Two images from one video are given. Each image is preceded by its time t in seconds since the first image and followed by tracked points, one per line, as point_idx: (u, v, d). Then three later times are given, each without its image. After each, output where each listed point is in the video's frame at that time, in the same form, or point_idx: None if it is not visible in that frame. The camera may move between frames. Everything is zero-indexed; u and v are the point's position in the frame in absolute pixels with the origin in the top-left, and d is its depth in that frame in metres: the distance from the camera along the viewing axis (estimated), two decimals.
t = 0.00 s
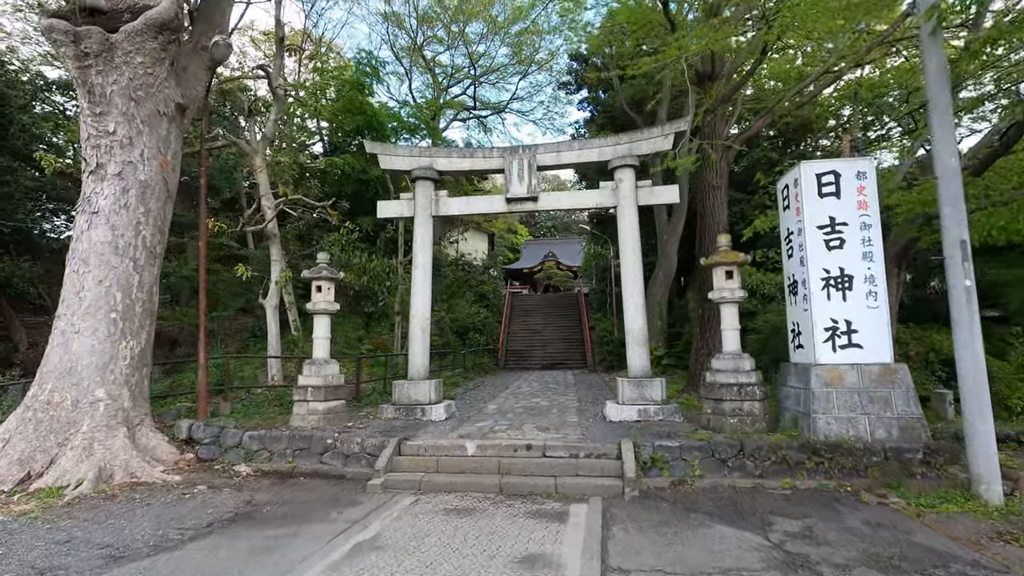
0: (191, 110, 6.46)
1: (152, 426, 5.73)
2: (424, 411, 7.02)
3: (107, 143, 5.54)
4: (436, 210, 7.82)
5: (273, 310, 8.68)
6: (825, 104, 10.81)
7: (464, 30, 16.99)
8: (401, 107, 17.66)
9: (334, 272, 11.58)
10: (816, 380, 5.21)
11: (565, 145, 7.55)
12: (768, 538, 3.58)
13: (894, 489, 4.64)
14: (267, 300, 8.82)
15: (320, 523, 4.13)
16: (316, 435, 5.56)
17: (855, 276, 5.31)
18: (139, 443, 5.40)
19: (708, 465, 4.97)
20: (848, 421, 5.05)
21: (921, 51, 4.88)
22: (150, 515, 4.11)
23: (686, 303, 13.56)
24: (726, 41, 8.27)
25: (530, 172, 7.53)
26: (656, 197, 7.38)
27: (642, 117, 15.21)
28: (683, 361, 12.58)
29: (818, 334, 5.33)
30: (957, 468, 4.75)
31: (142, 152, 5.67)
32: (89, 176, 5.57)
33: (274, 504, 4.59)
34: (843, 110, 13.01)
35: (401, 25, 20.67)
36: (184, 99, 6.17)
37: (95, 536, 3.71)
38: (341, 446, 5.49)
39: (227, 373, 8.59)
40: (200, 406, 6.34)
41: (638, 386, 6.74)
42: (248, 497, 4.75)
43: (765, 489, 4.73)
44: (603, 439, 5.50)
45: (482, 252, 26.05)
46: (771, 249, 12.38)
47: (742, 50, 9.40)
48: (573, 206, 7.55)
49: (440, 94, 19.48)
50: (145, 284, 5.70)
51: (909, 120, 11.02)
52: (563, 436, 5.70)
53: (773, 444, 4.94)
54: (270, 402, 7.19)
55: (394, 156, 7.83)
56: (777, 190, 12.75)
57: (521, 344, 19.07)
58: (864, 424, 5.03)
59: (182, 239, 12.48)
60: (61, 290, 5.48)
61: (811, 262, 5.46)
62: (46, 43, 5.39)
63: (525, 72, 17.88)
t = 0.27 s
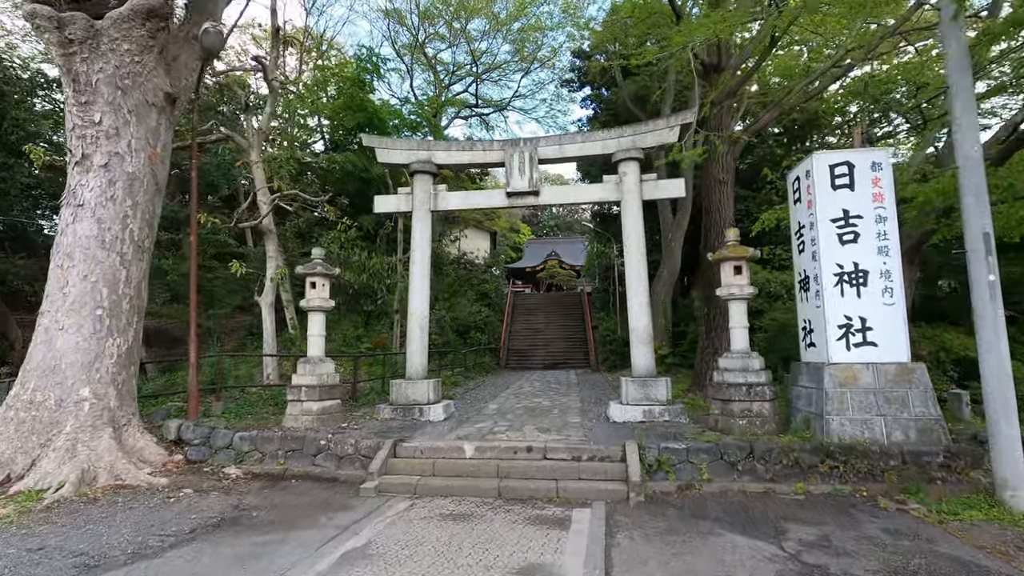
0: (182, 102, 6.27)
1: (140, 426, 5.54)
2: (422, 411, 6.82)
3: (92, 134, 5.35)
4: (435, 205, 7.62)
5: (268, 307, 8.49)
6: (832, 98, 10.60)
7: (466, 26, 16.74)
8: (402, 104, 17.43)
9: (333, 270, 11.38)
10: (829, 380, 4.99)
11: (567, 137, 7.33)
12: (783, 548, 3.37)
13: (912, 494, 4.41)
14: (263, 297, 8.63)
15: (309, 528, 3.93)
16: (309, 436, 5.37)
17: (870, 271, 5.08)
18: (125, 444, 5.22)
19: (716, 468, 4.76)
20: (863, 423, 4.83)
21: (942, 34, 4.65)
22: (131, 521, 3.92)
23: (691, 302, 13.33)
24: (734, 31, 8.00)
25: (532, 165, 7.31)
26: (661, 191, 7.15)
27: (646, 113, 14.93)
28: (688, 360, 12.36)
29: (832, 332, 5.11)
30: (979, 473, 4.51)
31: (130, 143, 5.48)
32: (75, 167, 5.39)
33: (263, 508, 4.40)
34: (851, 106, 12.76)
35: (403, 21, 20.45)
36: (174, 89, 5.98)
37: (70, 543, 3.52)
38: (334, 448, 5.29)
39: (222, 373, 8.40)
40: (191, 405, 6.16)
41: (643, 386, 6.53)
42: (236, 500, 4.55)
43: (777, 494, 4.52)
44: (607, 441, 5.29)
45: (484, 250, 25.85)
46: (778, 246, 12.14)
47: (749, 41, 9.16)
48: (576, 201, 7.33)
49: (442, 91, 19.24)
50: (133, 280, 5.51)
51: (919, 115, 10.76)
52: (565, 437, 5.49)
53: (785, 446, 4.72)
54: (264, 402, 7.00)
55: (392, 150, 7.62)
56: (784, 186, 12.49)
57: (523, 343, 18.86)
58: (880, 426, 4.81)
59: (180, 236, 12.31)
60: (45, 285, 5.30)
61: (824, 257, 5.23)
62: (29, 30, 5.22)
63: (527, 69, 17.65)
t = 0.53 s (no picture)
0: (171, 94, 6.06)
1: (125, 430, 5.34)
2: (418, 414, 6.61)
3: (75, 126, 5.15)
4: (432, 201, 7.40)
5: (261, 307, 8.28)
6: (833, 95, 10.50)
7: (466, 23, 16.49)
8: (401, 101, 17.19)
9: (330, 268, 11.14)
10: (843, 383, 4.76)
11: (568, 131, 7.10)
12: (798, 564, 3.16)
13: (933, 504, 4.19)
14: (256, 296, 8.42)
15: (296, 540, 3.72)
16: (300, 441, 5.17)
17: (886, 269, 4.86)
18: (108, 449, 5.01)
19: (725, 475, 4.54)
20: (879, 428, 4.61)
21: (962, 19, 4.43)
22: (109, 532, 3.72)
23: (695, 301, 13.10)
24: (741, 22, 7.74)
25: (532, 160, 7.10)
26: (666, 186, 6.92)
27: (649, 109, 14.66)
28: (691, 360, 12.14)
29: (845, 332, 4.88)
30: (1003, 481, 4.29)
31: (114, 135, 5.27)
32: (56, 161, 5.19)
33: (249, 517, 4.19)
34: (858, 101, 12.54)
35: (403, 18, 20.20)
36: (161, 80, 5.76)
37: (41, 558, 3.32)
38: (326, 453, 5.09)
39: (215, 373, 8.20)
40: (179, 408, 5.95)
41: (647, 387, 6.32)
42: (221, 508, 4.35)
43: (788, 502, 4.30)
44: (610, 445, 5.07)
45: (485, 249, 25.63)
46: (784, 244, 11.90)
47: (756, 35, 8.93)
48: (577, 196, 7.10)
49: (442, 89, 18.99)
50: (117, 278, 5.30)
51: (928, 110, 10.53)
52: (565, 442, 5.27)
53: (797, 453, 4.50)
54: (256, 404, 6.79)
55: (388, 144, 7.41)
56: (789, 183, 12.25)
57: (524, 342, 18.64)
58: (897, 431, 4.59)
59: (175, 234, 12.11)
60: (25, 283, 5.10)
61: (837, 253, 5.01)
62: (8, 18, 5.04)
63: (528, 66, 17.39)
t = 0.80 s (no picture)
0: (161, 83, 5.86)
1: (111, 430, 5.15)
2: (416, 413, 6.42)
3: (57, 114, 4.95)
4: (430, 194, 7.20)
5: (256, 303, 8.07)
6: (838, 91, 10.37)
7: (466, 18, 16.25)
8: (400, 97, 16.96)
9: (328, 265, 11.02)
10: (858, 381, 4.55)
11: (570, 121, 6.88)
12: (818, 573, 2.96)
13: (956, 507, 3.99)
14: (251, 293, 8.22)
15: (285, 547, 3.53)
16: (292, 441, 4.98)
17: (904, 261, 4.64)
18: (93, 449, 4.82)
19: (736, 477, 4.33)
20: (898, 427, 4.39)
21: None
22: (88, 538, 3.53)
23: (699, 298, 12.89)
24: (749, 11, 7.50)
25: (533, 151, 6.89)
26: (672, 178, 6.69)
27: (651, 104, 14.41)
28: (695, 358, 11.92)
29: (862, 327, 4.66)
30: None
31: (98, 124, 5.08)
32: (39, 151, 4.99)
33: (237, 521, 4.00)
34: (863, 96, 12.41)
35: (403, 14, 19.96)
36: (149, 67, 5.55)
37: (13, 566, 3.13)
38: (319, 454, 4.89)
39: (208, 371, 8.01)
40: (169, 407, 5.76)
41: (652, 385, 6.12)
42: (208, 512, 4.16)
43: (803, 506, 4.10)
44: (615, 445, 4.86)
45: (486, 247, 25.41)
46: (791, 240, 11.67)
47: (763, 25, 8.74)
48: (580, 188, 6.88)
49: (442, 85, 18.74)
50: (102, 273, 5.10)
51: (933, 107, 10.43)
52: (568, 442, 5.06)
53: (811, 454, 4.30)
54: (249, 403, 6.59)
55: (385, 136, 7.20)
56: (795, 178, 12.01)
57: (526, 340, 18.44)
58: (916, 431, 4.37)
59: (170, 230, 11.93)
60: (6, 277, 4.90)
61: (852, 245, 4.79)
62: None
63: (529, 62, 17.15)
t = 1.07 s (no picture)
0: (149, 73, 5.63)
1: (95, 434, 4.92)
2: (415, 415, 6.18)
3: (37, 104, 4.72)
4: (430, 188, 6.96)
5: (250, 302, 7.84)
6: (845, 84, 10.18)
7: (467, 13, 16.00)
8: (400, 94, 16.72)
9: (327, 263, 10.83)
10: (881, 382, 4.31)
11: (574, 112, 6.63)
12: None
13: (987, 518, 3.75)
14: (245, 291, 7.98)
15: (273, 561, 3.30)
16: (285, 446, 4.76)
17: (928, 256, 4.39)
18: (76, 455, 4.59)
19: (751, 485, 4.10)
20: (923, 432, 4.16)
21: None
22: (63, 553, 3.31)
23: (704, 296, 12.65)
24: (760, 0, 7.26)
25: (536, 144, 6.64)
26: (680, 172, 6.44)
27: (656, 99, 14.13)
28: (701, 358, 11.68)
29: (883, 326, 4.42)
30: None
31: (81, 114, 4.85)
32: (18, 142, 4.76)
33: (224, 533, 3.77)
34: (869, 91, 12.32)
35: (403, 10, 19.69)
36: (135, 54, 5.33)
37: None
38: (313, 459, 4.66)
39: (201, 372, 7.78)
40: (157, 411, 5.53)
41: (660, 387, 5.89)
42: (193, 523, 3.92)
43: (823, 515, 3.87)
44: (623, 450, 4.62)
45: (488, 245, 25.17)
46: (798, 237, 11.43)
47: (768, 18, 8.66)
48: (585, 182, 6.64)
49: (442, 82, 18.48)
50: (85, 271, 4.87)
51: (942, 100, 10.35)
52: (574, 446, 4.83)
53: (832, 461, 4.06)
54: (242, 405, 6.36)
55: (383, 128, 6.97)
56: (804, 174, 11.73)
57: (527, 340, 18.21)
58: (942, 436, 4.13)
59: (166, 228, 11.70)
60: None
61: (873, 239, 4.54)
62: None
63: (530, 59, 16.90)
